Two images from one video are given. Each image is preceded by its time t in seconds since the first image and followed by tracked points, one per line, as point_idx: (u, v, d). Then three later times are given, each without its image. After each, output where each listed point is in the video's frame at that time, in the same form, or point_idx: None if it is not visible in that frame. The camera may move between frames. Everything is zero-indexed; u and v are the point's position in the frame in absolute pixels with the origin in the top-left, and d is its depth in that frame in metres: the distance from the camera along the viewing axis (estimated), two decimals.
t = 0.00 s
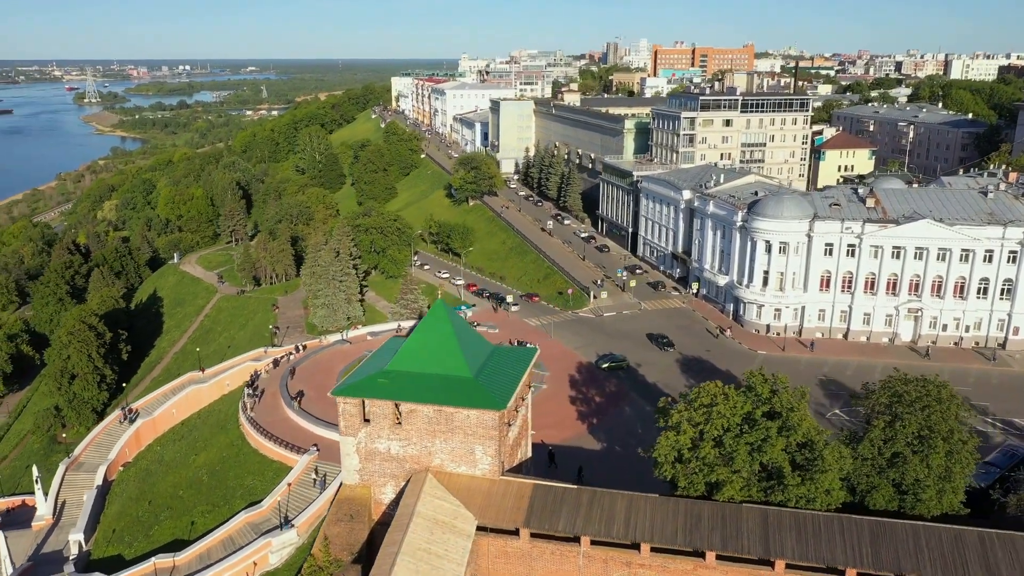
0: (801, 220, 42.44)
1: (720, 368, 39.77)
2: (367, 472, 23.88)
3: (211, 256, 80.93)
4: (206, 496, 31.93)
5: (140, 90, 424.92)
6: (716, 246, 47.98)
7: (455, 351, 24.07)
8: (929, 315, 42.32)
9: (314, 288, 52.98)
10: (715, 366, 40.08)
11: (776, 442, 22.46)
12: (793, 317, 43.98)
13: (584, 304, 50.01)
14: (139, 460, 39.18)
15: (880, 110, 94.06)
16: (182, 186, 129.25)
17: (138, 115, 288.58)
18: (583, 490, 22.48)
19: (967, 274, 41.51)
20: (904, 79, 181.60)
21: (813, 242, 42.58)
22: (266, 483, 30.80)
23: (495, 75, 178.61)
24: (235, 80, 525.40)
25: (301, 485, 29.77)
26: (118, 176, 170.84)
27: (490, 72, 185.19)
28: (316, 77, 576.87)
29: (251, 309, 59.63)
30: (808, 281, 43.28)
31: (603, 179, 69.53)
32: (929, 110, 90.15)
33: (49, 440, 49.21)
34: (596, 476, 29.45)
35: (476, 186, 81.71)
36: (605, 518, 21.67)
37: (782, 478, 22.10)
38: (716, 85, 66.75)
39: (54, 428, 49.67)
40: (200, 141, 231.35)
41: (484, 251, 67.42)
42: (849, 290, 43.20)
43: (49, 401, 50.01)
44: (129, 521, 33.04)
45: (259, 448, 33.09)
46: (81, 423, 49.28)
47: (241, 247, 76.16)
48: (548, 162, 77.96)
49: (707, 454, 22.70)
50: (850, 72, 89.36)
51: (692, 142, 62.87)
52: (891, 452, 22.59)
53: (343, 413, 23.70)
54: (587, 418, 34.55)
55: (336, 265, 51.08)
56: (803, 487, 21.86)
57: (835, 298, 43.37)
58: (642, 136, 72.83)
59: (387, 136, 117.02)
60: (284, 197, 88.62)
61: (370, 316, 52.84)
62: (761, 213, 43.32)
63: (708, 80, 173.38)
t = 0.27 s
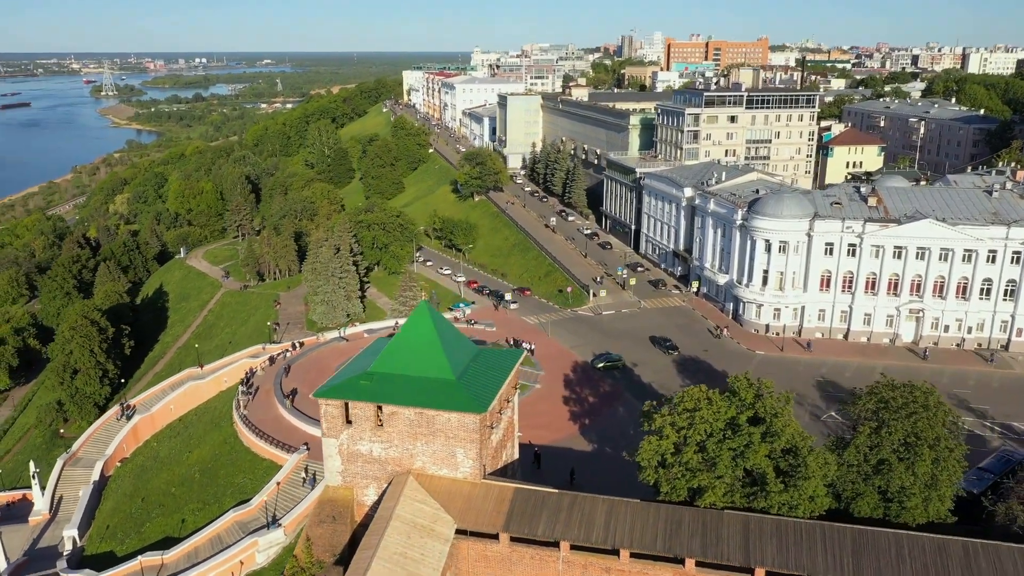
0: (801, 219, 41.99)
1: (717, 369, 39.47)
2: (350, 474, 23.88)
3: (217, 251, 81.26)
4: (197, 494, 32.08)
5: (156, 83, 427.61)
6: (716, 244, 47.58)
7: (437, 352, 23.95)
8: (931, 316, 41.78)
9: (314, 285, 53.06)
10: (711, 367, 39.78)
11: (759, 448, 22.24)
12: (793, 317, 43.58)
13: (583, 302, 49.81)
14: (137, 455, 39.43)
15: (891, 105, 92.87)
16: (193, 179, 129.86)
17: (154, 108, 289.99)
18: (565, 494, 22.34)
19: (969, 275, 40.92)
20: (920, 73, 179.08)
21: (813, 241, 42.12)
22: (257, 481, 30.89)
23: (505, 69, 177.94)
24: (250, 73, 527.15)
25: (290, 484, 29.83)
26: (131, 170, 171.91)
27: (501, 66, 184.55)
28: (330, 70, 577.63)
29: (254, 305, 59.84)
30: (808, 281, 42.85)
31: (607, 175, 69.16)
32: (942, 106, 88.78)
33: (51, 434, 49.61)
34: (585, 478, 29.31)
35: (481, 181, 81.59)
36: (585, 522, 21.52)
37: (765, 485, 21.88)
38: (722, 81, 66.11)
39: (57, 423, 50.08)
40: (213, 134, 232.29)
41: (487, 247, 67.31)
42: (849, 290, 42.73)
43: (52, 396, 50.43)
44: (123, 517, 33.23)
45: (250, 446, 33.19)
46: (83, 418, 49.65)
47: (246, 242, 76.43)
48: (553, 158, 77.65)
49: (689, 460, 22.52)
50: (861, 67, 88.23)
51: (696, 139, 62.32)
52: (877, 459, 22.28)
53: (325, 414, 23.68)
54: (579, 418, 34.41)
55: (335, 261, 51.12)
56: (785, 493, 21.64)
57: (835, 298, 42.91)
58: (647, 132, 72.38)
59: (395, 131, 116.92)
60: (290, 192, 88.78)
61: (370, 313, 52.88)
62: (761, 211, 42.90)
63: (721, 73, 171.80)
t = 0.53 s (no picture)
0: (800, 218, 41.61)
1: (713, 369, 39.23)
2: (335, 475, 23.88)
3: (223, 247, 81.55)
4: (190, 492, 32.22)
5: (170, 76, 429.39)
6: (716, 243, 47.27)
7: (423, 353, 23.86)
8: (932, 317, 41.33)
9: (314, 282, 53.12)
10: (708, 367, 39.54)
11: (744, 453, 22.05)
12: (792, 317, 43.24)
13: (583, 300, 49.64)
14: (134, 452, 39.63)
15: (901, 101, 91.86)
16: (201, 174, 130.28)
17: (167, 102, 291.01)
18: (548, 498, 22.22)
19: (971, 275, 40.42)
20: (934, 67, 177.00)
21: (813, 241, 41.74)
22: (248, 480, 30.96)
23: (515, 63, 177.39)
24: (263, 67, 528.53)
25: (281, 483, 29.86)
26: (142, 164, 172.65)
27: (511, 61, 184.07)
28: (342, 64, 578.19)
29: (256, 301, 60.02)
30: (808, 280, 42.49)
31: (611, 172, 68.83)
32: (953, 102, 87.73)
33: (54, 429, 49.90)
34: (575, 479, 29.19)
35: (486, 177, 81.42)
36: (567, 526, 21.40)
37: (750, 490, 21.70)
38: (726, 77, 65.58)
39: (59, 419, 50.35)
40: (224, 128, 232.97)
41: (490, 244, 67.21)
42: (850, 291, 42.34)
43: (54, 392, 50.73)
44: (117, 514, 33.41)
45: (244, 444, 33.29)
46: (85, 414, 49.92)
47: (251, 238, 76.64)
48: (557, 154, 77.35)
49: (674, 464, 22.36)
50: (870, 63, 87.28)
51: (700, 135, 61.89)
52: (864, 465, 22.05)
53: (309, 416, 23.68)
54: (572, 419, 34.29)
55: (335, 259, 51.14)
56: (770, 499, 21.46)
57: (835, 298, 42.53)
58: (651, 128, 71.99)
59: (403, 126, 116.83)
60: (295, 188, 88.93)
61: (370, 310, 52.91)
62: (760, 210, 42.54)
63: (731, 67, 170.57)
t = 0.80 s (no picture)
0: (800, 218, 41.16)
1: (710, 369, 38.96)
2: (318, 476, 23.90)
3: (229, 241, 81.94)
4: (183, 489, 32.42)
5: (185, 69, 431.40)
6: (717, 242, 46.89)
7: (406, 355, 23.76)
8: (934, 318, 40.81)
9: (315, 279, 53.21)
10: (704, 368, 39.28)
11: (726, 459, 21.86)
12: (792, 317, 42.87)
13: (582, 298, 49.43)
14: (132, 447, 39.91)
15: (913, 96, 90.77)
16: (212, 168, 130.85)
17: (182, 95, 292.35)
18: (528, 502, 22.12)
19: (974, 276, 39.85)
20: (950, 61, 174.89)
21: (813, 240, 41.32)
22: (239, 478, 31.10)
23: (526, 57, 176.86)
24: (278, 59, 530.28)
25: (271, 482, 29.97)
26: (155, 157, 173.61)
27: (522, 55, 183.52)
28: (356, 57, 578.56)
29: (259, 296, 60.26)
30: (808, 280, 42.08)
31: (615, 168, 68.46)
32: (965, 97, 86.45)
33: (57, 423, 50.22)
34: (563, 481, 29.08)
35: (491, 173, 81.27)
36: (546, 531, 21.29)
37: (731, 496, 21.51)
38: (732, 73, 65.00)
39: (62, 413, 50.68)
40: (237, 121, 233.79)
41: (493, 240, 67.10)
42: (850, 291, 41.90)
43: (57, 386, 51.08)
44: (111, 510, 33.66)
45: (236, 441, 33.43)
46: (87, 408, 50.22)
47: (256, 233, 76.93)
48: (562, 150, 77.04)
49: (655, 469, 22.22)
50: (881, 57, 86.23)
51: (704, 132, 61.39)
52: (848, 472, 21.79)
53: (292, 417, 23.70)
54: (564, 419, 34.17)
55: (335, 256, 51.19)
56: (751, 506, 21.27)
57: (835, 298, 42.11)
58: (656, 125, 71.54)
59: (411, 121, 116.76)
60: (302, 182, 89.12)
61: (370, 307, 52.95)
62: (760, 209, 42.12)
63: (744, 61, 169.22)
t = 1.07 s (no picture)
0: (800, 217, 40.74)
1: (705, 370, 38.72)
2: (301, 477, 23.94)
3: (236, 236, 82.32)
4: (175, 487, 32.66)
5: (200, 62, 433.33)
6: (716, 241, 46.52)
7: (389, 356, 23.69)
8: (935, 319, 40.32)
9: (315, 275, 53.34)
10: (700, 368, 39.04)
11: (707, 465, 21.70)
12: (790, 317, 42.51)
13: (581, 297, 49.25)
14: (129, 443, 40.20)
15: (924, 91, 89.67)
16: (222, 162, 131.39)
17: (196, 88, 293.70)
18: (509, 506, 22.02)
19: (976, 277, 39.32)
20: (966, 55, 172.74)
21: (812, 240, 40.91)
22: (230, 477, 31.27)
23: (537, 51, 176.24)
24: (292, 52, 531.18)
25: (260, 481, 30.11)
26: (167, 150, 174.54)
27: (534, 48, 182.96)
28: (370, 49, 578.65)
29: (261, 292, 60.52)
30: (807, 280, 41.69)
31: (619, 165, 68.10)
32: (978, 93, 85.26)
33: (60, 418, 50.56)
34: (550, 483, 28.99)
35: (497, 169, 81.10)
36: (525, 535, 21.19)
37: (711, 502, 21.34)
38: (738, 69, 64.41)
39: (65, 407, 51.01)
40: (249, 115, 234.58)
41: (495, 237, 67.00)
42: (850, 291, 41.48)
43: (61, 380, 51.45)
44: (105, 506, 33.91)
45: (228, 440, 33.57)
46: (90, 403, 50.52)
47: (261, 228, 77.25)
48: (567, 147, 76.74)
49: (636, 474, 22.08)
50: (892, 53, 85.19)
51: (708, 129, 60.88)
52: (831, 479, 21.57)
53: (274, 418, 23.74)
54: (556, 419, 34.08)
55: (335, 253, 51.23)
56: (732, 513, 21.08)
57: (835, 298, 41.70)
58: (661, 121, 71.12)
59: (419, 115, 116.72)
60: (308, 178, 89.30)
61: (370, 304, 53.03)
62: (759, 208, 41.71)
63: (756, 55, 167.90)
